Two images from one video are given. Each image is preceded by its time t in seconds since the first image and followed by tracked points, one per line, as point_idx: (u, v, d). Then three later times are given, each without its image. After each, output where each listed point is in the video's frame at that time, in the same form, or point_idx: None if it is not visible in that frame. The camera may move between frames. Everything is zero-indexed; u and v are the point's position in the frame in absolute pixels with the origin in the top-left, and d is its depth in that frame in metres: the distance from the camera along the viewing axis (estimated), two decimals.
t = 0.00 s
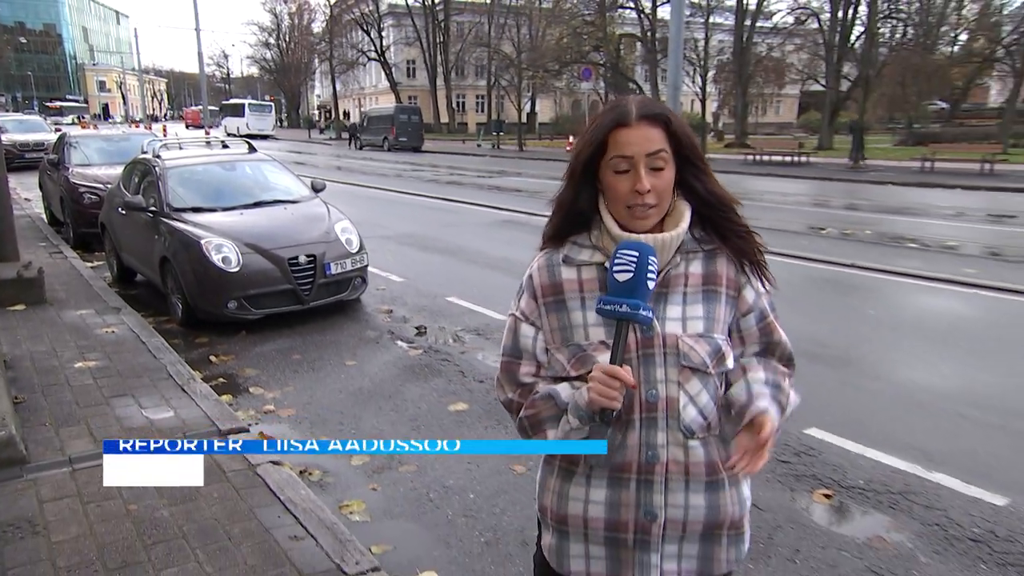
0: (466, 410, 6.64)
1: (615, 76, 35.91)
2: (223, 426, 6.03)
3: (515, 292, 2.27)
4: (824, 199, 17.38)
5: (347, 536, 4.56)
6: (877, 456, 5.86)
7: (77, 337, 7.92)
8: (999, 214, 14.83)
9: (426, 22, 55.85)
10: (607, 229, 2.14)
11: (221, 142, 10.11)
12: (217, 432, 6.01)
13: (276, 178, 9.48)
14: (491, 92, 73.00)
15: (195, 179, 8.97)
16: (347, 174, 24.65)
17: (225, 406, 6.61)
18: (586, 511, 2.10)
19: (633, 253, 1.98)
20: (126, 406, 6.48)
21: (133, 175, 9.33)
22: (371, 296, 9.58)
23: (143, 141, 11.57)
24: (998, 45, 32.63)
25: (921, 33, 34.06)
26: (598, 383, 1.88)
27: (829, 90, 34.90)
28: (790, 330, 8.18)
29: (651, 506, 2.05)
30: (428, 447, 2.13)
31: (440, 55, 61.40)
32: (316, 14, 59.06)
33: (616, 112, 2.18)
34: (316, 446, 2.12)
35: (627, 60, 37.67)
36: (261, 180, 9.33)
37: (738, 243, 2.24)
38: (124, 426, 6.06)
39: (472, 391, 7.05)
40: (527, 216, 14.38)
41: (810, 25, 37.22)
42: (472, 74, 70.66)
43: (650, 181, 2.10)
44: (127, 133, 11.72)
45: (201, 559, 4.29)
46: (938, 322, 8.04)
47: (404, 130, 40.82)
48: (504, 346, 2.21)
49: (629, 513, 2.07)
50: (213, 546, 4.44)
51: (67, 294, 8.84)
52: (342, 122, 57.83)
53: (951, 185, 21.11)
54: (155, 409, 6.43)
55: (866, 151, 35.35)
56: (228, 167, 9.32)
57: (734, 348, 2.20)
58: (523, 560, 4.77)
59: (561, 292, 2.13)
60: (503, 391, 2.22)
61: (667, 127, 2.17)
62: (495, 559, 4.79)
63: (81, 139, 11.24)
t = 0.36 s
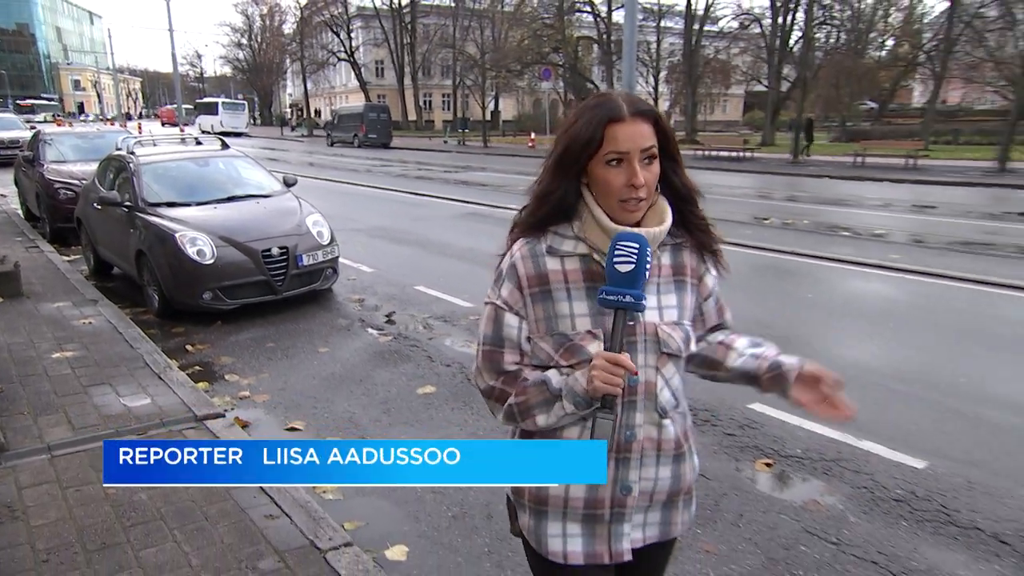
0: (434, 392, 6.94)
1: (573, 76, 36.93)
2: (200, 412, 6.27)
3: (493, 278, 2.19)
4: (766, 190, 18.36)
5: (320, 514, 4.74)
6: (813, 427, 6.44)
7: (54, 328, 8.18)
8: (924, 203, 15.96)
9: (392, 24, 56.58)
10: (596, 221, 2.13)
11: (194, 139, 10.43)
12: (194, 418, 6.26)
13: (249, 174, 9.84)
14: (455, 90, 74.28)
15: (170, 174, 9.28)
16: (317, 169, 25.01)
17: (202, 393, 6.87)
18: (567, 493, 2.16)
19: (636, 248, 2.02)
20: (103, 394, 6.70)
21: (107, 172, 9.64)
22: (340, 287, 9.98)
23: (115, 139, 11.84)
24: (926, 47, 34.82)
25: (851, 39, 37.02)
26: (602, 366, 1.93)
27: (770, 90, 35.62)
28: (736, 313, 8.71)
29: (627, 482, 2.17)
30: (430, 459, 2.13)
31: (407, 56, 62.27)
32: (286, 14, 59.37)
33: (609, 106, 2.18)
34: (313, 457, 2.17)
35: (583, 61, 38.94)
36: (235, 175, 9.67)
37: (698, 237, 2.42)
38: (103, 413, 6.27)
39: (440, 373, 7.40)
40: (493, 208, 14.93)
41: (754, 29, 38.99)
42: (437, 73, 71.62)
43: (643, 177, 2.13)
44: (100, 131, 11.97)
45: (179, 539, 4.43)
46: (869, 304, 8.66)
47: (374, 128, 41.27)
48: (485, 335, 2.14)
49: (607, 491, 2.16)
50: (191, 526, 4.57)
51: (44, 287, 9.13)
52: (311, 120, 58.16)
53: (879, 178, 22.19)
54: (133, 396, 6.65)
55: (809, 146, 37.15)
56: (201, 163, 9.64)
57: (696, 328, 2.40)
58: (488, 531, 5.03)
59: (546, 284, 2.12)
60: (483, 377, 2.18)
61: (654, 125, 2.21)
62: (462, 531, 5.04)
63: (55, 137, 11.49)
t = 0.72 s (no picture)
0: (387, 380, 6.95)
1: (518, 77, 37.86)
2: (154, 406, 6.33)
3: (463, 285, 2.21)
4: (700, 184, 19.27)
5: (276, 500, 4.80)
6: (740, 403, 6.69)
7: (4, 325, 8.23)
8: (841, 194, 17.10)
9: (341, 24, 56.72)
10: (565, 220, 2.19)
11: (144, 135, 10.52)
12: (148, 411, 6.31)
13: (201, 171, 9.99)
14: (405, 89, 74.72)
15: (121, 171, 9.37)
16: (268, 166, 25.02)
17: (156, 386, 6.92)
18: (548, 493, 2.16)
19: (616, 247, 2.09)
20: (55, 390, 6.75)
21: (55, 169, 9.67)
22: (293, 281, 10.21)
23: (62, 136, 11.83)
24: (842, 50, 37.22)
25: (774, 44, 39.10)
26: (590, 364, 1.97)
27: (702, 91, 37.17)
28: (674, 300, 9.24)
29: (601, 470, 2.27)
30: (430, 465, 1.96)
31: (357, 56, 62.47)
32: (238, 15, 59.02)
33: (572, 108, 2.28)
34: (314, 463, 1.96)
35: (528, 62, 39.99)
36: (186, 172, 9.82)
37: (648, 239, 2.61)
38: (54, 410, 6.29)
39: (392, 362, 7.37)
40: (443, 203, 15.33)
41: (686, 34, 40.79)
42: (387, 73, 72.12)
43: (608, 176, 2.23)
44: (46, 128, 11.92)
45: (134, 530, 4.41)
46: (792, 291, 9.23)
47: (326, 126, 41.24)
48: (460, 343, 2.15)
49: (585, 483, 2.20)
50: (146, 517, 4.57)
51: None
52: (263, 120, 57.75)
53: (802, 172, 23.49)
54: (86, 392, 6.71)
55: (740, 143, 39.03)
56: (151, 160, 9.74)
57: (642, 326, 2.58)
58: (439, 510, 5.11)
59: (521, 287, 2.17)
60: (458, 387, 2.19)
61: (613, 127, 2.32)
62: (416, 511, 5.11)
63: None
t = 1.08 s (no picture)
0: (331, 376, 7.01)
1: (456, 82, 38.46)
2: (93, 411, 6.06)
3: (421, 304, 2.17)
4: (629, 185, 20.11)
5: (220, 499, 4.66)
6: (665, 386, 6.69)
7: None
8: (754, 194, 18.17)
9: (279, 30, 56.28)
10: (515, 221, 2.15)
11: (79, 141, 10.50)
12: (87, 416, 6.03)
13: (140, 176, 10.04)
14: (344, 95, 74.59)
15: (55, 177, 9.35)
16: (205, 171, 24.70)
17: (95, 391, 6.72)
18: (537, 506, 2.17)
19: (565, 239, 2.05)
20: None
21: None
22: (236, 284, 10.34)
23: None
24: (755, 60, 39.61)
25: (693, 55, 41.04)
26: (554, 366, 1.87)
27: (630, 98, 38.56)
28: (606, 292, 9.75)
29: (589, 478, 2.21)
30: (431, 466, 2.05)
31: (295, 62, 62.11)
32: (173, 20, 57.91)
33: (513, 102, 2.25)
34: (314, 464, 2.12)
35: (465, 71, 40.78)
36: (124, 177, 9.86)
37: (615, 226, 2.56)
38: None
39: (336, 360, 7.47)
40: (384, 206, 15.62)
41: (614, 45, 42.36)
42: (325, 79, 71.84)
43: (558, 165, 2.17)
44: None
45: (73, 536, 4.17)
46: (715, 281, 9.90)
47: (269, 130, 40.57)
48: (425, 363, 2.10)
49: (572, 490, 2.20)
50: (85, 523, 4.31)
51: None
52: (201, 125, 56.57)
53: (724, 172, 24.77)
54: (20, 399, 6.44)
55: (663, 147, 40.58)
56: (87, 166, 9.74)
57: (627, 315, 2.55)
58: (384, 501, 4.82)
59: (479, 298, 2.12)
60: (430, 408, 2.12)
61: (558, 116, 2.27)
62: (361, 503, 4.81)
63: None
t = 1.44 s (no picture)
0: (258, 383, 6.87)
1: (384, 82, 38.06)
2: None
3: (372, 306, 2.20)
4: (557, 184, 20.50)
5: (138, 516, 4.50)
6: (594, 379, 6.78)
7: None
8: (676, 191, 18.90)
9: (198, 27, 54.18)
10: (469, 220, 2.19)
11: None
12: None
13: (42, 180, 9.53)
14: (269, 95, 72.53)
15: None
16: (119, 172, 23.56)
17: None
18: (491, 524, 2.21)
19: (517, 238, 2.06)
20: None
21: None
22: (154, 291, 9.96)
23: None
24: (675, 64, 41.20)
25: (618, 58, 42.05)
26: (503, 374, 1.87)
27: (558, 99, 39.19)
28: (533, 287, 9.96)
29: (549, 497, 2.25)
30: (428, 467, 2.08)
31: (217, 60, 59.90)
32: (79, 15, 54.85)
33: (467, 94, 2.28)
34: (313, 465, 2.16)
35: (394, 71, 40.42)
36: (25, 181, 9.34)
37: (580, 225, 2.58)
38: None
39: (263, 366, 7.32)
40: (312, 207, 15.39)
41: (541, 48, 42.93)
42: (249, 78, 69.69)
43: (513, 160, 2.20)
44: None
45: None
46: (639, 275, 10.24)
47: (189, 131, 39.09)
48: (373, 369, 2.12)
49: (530, 510, 2.24)
50: None
51: None
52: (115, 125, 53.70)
53: (647, 171, 25.60)
54: None
55: (591, 147, 41.43)
56: None
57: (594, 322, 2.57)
58: (314, 507, 4.79)
59: (431, 301, 2.15)
60: (378, 416, 2.15)
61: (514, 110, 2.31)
62: (290, 511, 4.76)
63: None
